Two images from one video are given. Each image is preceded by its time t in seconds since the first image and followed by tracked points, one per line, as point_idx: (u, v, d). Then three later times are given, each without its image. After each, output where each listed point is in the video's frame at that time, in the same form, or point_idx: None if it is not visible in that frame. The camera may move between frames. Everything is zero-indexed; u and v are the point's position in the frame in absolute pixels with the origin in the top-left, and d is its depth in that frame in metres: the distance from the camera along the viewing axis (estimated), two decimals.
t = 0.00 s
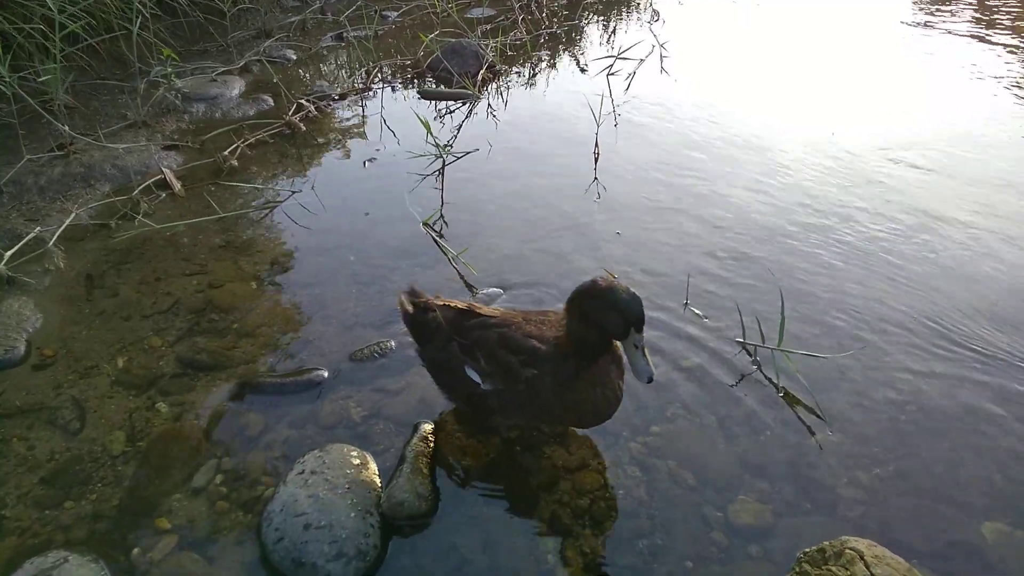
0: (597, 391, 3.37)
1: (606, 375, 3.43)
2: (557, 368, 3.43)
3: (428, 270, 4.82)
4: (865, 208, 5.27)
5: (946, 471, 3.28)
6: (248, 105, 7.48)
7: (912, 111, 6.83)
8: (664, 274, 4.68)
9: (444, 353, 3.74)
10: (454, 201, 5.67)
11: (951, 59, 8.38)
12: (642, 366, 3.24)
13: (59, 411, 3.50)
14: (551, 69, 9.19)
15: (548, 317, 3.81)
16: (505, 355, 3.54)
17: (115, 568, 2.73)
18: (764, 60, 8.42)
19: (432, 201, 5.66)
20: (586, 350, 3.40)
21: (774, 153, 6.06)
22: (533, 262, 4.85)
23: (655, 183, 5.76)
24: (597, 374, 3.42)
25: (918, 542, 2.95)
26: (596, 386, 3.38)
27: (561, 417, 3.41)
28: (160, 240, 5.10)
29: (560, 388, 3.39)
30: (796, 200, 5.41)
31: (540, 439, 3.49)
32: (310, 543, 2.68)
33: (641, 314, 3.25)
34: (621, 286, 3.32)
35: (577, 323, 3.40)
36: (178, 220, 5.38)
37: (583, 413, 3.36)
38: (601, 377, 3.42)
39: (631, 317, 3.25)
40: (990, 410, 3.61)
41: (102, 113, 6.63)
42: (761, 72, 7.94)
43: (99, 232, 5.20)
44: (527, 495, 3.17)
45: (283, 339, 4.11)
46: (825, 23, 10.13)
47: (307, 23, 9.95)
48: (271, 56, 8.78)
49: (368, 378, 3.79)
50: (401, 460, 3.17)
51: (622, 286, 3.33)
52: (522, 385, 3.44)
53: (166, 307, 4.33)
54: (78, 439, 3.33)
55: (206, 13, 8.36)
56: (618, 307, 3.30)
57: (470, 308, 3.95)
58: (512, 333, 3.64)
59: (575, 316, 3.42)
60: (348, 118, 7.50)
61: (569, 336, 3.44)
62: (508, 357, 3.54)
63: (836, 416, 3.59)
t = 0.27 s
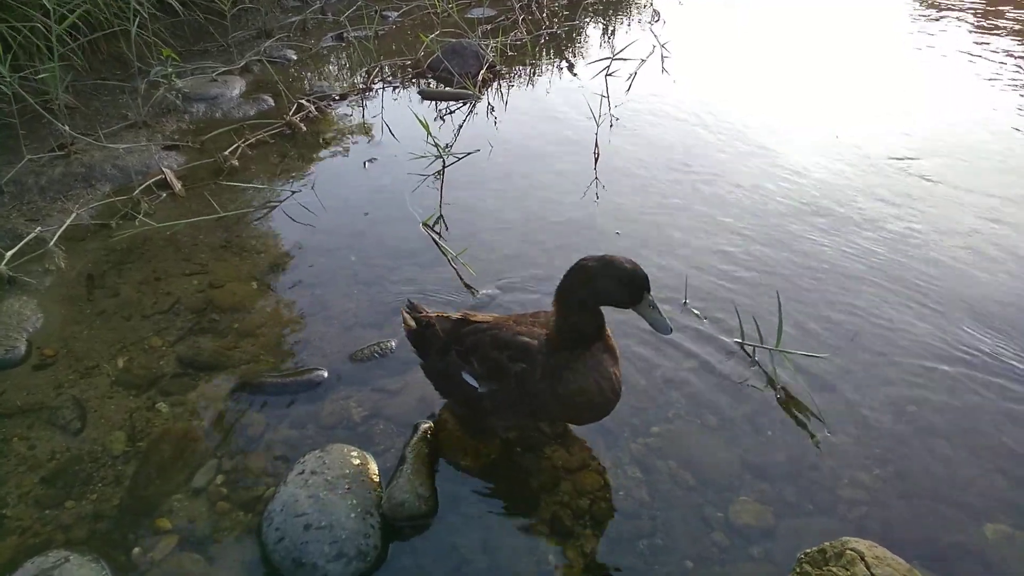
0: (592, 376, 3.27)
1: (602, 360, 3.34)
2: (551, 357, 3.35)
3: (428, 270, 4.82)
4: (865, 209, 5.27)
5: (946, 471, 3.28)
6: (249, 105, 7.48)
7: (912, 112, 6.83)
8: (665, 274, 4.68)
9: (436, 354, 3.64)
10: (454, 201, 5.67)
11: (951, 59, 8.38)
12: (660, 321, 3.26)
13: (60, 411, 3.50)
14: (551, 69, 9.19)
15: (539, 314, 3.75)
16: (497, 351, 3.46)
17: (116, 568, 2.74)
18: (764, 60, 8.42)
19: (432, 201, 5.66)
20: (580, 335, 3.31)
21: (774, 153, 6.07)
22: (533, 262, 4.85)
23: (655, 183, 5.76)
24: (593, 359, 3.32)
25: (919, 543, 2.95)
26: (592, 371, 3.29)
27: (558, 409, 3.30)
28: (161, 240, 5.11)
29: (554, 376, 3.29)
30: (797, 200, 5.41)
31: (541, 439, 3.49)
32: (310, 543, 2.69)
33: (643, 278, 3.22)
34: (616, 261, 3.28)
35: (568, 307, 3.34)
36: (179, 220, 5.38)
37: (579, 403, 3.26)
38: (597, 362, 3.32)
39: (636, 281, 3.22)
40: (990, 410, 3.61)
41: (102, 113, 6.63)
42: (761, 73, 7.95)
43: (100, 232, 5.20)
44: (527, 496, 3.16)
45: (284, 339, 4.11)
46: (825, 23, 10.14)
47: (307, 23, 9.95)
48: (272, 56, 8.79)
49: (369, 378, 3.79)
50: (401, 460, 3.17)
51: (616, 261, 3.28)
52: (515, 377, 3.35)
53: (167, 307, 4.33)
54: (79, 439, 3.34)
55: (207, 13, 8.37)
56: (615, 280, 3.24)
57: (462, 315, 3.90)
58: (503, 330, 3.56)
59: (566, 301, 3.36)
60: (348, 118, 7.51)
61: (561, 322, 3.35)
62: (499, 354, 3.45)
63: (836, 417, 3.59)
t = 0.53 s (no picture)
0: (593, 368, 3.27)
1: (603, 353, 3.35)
2: (550, 350, 3.34)
3: (429, 271, 4.82)
4: (867, 210, 5.26)
5: (947, 472, 3.28)
6: (251, 106, 7.50)
7: (913, 113, 6.83)
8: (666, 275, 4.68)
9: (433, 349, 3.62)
10: (455, 202, 5.67)
11: (952, 60, 8.38)
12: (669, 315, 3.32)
13: (62, 411, 3.51)
14: (552, 70, 9.20)
15: (538, 310, 3.75)
16: (494, 346, 3.44)
17: (117, 568, 2.74)
18: (766, 61, 8.43)
19: (433, 202, 5.67)
20: (582, 327, 3.31)
21: (775, 154, 6.07)
22: (533, 264, 4.85)
23: (656, 184, 5.76)
24: (594, 352, 3.33)
25: (920, 545, 2.95)
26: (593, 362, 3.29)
27: (557, 400, 3.30)
28: (163, 241, 5.12)
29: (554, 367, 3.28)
30: (798, 201, 5.40)
31: (542, 440, 3.49)
32: (311, 544, 2.69)
33: (653, 273, 3.27)
34: (625, 256, 3.29)
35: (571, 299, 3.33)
36: (181, 221, 5.39)
37: (579, 394, 3.26)
38: (598, 355, 3.33)
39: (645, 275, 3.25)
40: (992, 412, 3.61)
41: (105, 114, 6.65)
42: (762, 74, 7.95)
43: (102, 233, 5.22)
44: (528, 496, 3.17)
45: (285, 340, 4.11)
46: (827, 25, 10.14)
47: (309, 24, 9.97)
48: (273, 57, 8.80)
49: (370, 379, 3.80)
50: (402, 460, 3.17)
51: (624, 255, 3.30)
52: (514, 368, 3.33)
53: (169, 308, 4.34)
54: (80, 440, 3.35)
55: (209, 14, 8.39)
56: (624, 275, 3.26)
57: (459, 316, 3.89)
58: (502, 324, 3.55)
59: (566, 296, 3.35)
60: (350, 119, 7.52)
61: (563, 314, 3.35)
62: (498, 347, 3.43)
63: (837, 418, 3.59)
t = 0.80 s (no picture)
0: (593, 370, 3.28)
1: (605, 354, 3.35)
2: (551, 353, 3.33)
3: (427, 273, 4.83)
4: (864, 212, 5.28)
5: (944, 474, 3.28)
6: (249, 107, 7.50)
7: (910, 116, 6.85)
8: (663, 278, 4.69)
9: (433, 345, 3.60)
10: (452, 204, 5.68)
11: (950, 63, 8.41)
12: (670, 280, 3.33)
13: (59, 413, 3.51)
14: (551, 72, 9.21)
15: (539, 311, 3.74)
16: (493, 347, 3.43)
17: (113, 569, 2.74)
18: (763, 64, 8.45)
19: (431, 204, 5.67)
20: (583, 329, 3.29)
21: (773, 156, 6.08)
22: (531, 266, 4.86)
23: (653, 186, 5.77)
24: (595, 351, 3.32)
25: (917, 546, 2.95)
26: (593, 364, 3.29)
27: (557, 400, 3.30)
28: (161, 242, 5.12)
29: (553, 369, 3.29)
30: (795, 203, 5.42)
31: (539, 441, 3.49)
32: (308, 545, 2.69)
33: (658, 243, 3.25)
34: (633, 235, 3.25)
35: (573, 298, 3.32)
36: (179, 223, 5.39)
37: (579, 395, 3.26)
38: (599, 355, 3.33)
39: (652, 246, 3.24)
40: (988, 414, 3.61)
41: (103, 115, 6.64)
42: (760, 76, 7.97)
43: (100, 234, 5.21)
44: (525, 498, 3.17)
45: (283, 341, 4.11)
46: (824, 28, 10.17)
47: (308, 26, 9.98)
48: (272, 58, 8.80)
49: (367, 381, 3.80)
50: (399, 462, 3.17)
51: (632, 233, 3.27)
52: (513, 372, 3.35)
53: (167, 309, 4.34)
54: (77, 441, 3.34)
55: (208, 16, 8.39)
56: (635, 251, 3.22)
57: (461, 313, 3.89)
58: (502, 323, 3.55)
59: (570, 297, 3.33)
60: (348, 121, 7.53)
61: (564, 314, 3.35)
62: (497, 349, 3.43)
63: (834, 420, 3.59)
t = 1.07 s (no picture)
0: (606, 371, 3.35)
1: (614, 354, 3.43)
2: (560, 355, 3.35)
3: (426, 276, 4.83)
4: (863, 215, 5.29)
5: (943, 477, 3.28)
6: (248, 111, 7.51)
7: (908, 119, 6.87)
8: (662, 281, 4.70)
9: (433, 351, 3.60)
10: (452, 207, 5.69)
11: (947, 66, 8.43)
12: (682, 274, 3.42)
13: (58, 416, 3.51)
14: (550, 76, 9.24)
15: (536, 317, 3.77)
16: (496, 353, 3.43)
17: (113, 573, 2.74)
18: (761, 67, 8.48)
19: (430, 208, 5.68)
20: (595, 328, 3.36)
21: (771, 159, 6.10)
22: (531, 269, 4.87)
23: (652, 189, 5.78)
24: (607, 351, 3.39)
25: (916, 549, 2.95)
26: (605, 365, 3.37)
27: (572, 403, 3.31)
28: (160, 246, 5.12)
29: (567, 372, 3.31)
30: (794, 206, 5.43)
31: (539, 445, 3.49)
32: (308, 549, 2.69)
33: (670, 238, 3.35)
34: (646, 232, 3.34)
35: (584, 300, 3.38)
36: (178, 226, 5.40)
37: (593, 396, 3.31)
38: (609, 355, 3.40)
39: (666, 241, 3.35)
40: (987, 416, 3.62)
41: (102, 119, 6.65)
42: (758, 80, 8.00)
43: (99, 238, 5.22)
44: (525, 501, 3.17)
45: (282, 345, 4.12)
46: (822, 31, 10.20)
47: (307, 30, 10.00)
48: (271, 62, 8.82)
49: (367, 384, 3.80)
50: (399, 465, 3.17)
51: (644, 228, 3.36)
52: (521, 377, 3.34)
53: (166, 313, 4.35)
54: (77, 445, 3.34)
55: (207, 20, 8.40)
56: (649, 246, 3.33)
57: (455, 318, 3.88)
58: (504, 328, 3.54)
59: (581, 297, 3.39)
60: (348, 125, 7.54)
61: (574, 316, 3.40)
62: (501, 354, 3.42)
63: (833, 423, 3.60)
